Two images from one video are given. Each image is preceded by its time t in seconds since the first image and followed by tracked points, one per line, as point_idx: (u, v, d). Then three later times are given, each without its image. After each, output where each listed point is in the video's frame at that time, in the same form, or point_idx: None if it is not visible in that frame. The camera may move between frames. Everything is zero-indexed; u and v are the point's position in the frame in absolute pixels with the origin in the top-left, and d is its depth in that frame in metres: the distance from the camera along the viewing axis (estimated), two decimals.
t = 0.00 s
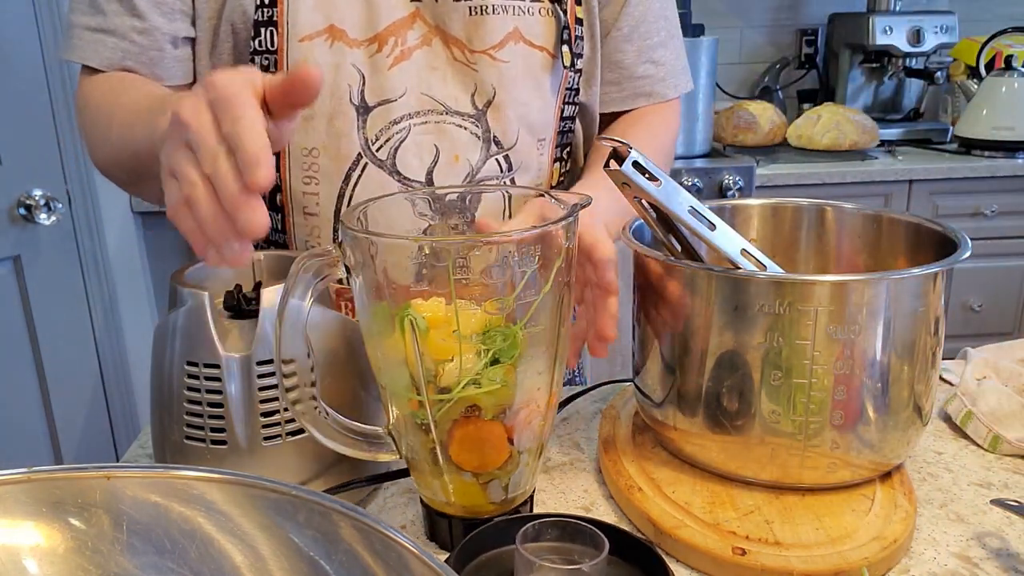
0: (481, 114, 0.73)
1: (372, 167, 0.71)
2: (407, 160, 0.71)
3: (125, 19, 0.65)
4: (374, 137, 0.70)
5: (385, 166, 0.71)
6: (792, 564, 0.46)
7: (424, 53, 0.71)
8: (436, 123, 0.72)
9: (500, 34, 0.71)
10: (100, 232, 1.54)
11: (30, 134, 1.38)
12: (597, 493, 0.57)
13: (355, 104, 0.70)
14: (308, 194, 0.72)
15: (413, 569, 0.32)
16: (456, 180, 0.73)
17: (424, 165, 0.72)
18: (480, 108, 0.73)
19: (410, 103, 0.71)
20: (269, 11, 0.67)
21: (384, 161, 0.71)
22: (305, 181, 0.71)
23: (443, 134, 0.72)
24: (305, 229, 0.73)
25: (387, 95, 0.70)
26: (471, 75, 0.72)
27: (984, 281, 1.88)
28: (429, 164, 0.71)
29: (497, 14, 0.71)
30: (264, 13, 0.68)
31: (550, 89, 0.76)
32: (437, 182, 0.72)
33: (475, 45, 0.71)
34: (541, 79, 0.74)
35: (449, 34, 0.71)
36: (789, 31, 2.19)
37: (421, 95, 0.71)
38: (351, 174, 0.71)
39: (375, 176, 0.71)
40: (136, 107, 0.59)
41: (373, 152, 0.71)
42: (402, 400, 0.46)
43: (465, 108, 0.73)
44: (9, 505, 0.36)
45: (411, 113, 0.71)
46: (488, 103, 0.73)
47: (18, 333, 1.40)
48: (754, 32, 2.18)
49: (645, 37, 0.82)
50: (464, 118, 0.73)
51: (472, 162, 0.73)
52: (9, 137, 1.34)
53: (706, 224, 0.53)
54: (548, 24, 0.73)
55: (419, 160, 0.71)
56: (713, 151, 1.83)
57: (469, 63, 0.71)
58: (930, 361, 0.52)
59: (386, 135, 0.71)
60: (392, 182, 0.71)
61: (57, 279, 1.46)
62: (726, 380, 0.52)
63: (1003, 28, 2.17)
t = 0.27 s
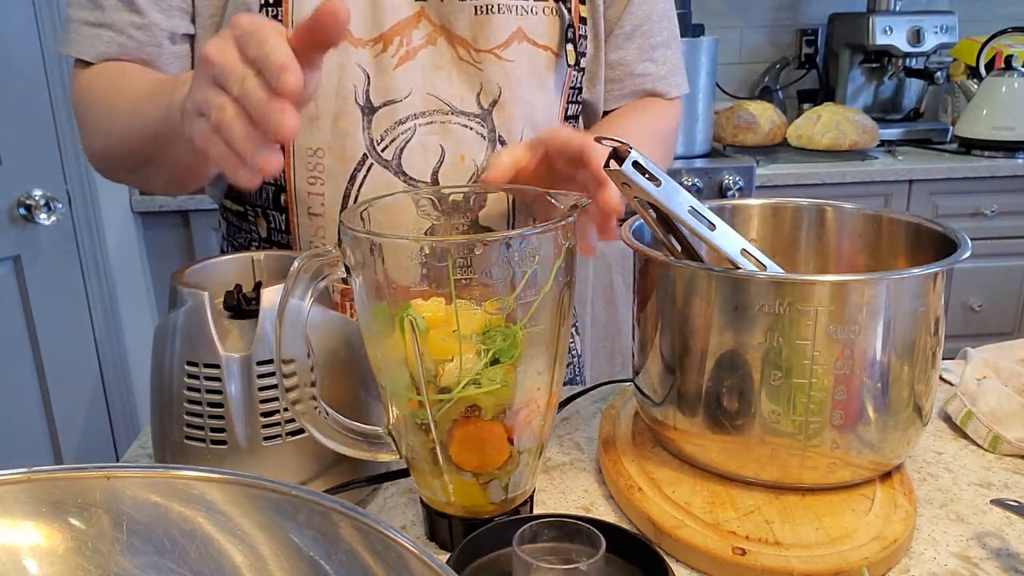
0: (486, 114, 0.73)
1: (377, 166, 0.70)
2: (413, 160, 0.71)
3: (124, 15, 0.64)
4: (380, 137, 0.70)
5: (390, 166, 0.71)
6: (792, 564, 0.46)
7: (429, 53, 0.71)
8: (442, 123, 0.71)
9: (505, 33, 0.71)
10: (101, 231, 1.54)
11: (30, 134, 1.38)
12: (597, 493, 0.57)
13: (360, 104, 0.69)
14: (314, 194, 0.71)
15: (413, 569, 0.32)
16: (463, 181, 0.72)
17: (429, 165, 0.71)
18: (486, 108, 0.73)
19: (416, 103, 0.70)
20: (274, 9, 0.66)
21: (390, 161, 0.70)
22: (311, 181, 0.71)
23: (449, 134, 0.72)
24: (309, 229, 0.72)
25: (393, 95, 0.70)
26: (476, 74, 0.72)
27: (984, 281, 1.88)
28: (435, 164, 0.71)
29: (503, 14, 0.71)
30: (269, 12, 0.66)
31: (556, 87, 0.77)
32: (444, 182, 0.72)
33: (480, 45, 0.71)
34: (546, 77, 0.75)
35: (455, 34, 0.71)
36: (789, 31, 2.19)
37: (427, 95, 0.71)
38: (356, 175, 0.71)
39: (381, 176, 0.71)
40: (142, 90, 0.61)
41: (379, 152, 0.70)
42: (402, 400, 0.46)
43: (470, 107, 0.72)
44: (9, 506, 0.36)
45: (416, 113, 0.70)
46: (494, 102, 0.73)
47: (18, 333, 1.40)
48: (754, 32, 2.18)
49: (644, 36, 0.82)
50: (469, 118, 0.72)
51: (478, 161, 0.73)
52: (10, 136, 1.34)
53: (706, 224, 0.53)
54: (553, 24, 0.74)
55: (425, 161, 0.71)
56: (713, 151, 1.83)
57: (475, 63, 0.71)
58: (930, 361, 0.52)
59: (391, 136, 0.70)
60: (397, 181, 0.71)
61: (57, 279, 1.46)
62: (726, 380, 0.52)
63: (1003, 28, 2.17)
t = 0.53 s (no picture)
0: (489, 113, 0.74)
1: (381, 166, 0.71)
2: (416, 160, 0.72)
3: (114, 14, 0.64)
4: (383, 137, 0.71)
5: (394, 167, 0.71)
6: (792, 564, 0.46)
7: (432, 52, 0.71)
8: (445, 122, 0.72)
9: (508, 32, 0.72)
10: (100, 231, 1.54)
11: (30, 134, 1.38)
12: (597, 493, 0.57)
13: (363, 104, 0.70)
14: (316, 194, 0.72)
15: (413, 569, 0.32)
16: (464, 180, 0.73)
17: (432, 166, 0.72)
18: (488, 107, 0.73)
19: (418, 103, 0.71)
20: (276, 9, 0.67)
21: (393, 162, 0.71)
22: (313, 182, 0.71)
23: (452, 134, 0.72)
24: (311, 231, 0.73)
25: (395, 95, 0.70)
26: (480, 74, 0.72)
27: (984, 281, 1.88)
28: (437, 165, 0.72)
29: (507, 13, 0.71)
30: (271, 11, 0.67)
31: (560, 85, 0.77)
32: (446, 181, 0.72)
33: (484, 44, 0.71)
34: (547, 76, 0.75)
35: (458, 33, 0.71)
36: (789, 31, 2.19)
37: (430, 95, 0.71)
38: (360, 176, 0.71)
39: (384, 177, 0.71)
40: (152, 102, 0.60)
41: (382, 153, 0.71)
42: (402, 400, 0.46)
43: (473, 107, 0.73)
44: (9, 505, 0.36)
45: (419, 113, 0.71)
46: (496, 102, 0.73)
47: (18, 333, 1.40)
48: (753, 32, 2.18)
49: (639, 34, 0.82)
50: (471, 118, 0.73)
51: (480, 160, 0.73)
52: (10, 136, 1.34)
53: (706, 224, 0.53)
54: (555, 23, 0.74)
55: (427, 161, 0.72)
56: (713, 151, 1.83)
57: (478, 62, 0.72)
58: (930, 361, 0.52)
59: (394, 136, 0.71)
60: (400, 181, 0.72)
61: (57, 279, 1.46)
62: (726, 380, 0.52)
63: (1003, 28, 2.17)
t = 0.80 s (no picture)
0: (500, 109, 0.73)
1: (397, 166, 0.71)
2: (431, 161, 0.72)
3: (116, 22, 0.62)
4: (396, 137, 0.70)
5: (408, 167, 0.71)
6: (792, 565, 0.46)
7: (441, 53, 0.69)
8: (457, 121, 0.72)
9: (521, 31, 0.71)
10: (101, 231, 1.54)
11: (30, 135, 1.38)
12: (597, 493, 0.57)
13: (377, 107, 0.69)
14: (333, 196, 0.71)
15: (413, 569, 0.32)
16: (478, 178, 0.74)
17: (447, 164, 0.72)
18: (499, 104, 0.73)
19: (431, 103, 0.70)
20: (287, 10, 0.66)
21: (407, 162, 0.71)
22: (331, 185, 0.70)
23: (466, 132, 0.72)
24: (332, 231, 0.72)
25: (407, 96, 0.69)
26: (489, 71, 0.71)
27: (984, 281, 1.88)
28: (452, 163, 0.72)
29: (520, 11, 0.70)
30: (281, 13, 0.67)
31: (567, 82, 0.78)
32: (461, 180, 0.73)
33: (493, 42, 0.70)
34: (553, 73, 0.75)
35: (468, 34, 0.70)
36: (789, 31, 2.19)
37: (442, 96, 0.70)
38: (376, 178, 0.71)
39: (400, 177, 0.71)
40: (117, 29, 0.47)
41: (396, 153, 0.71)
42: (402, 400, 0.46)
43: (484, 104, 0.72)
44: (9, 506, 0.36)
45: (432, 114, 0.71)
46: (506, 98, 0.73)
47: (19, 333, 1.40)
48: (754, 32, 2.18)
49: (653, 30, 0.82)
50: (483, 115, 0.73)
51: (492, 158, 0.74)
52: (10, 136, 1.34)
53: (706, 224, 0.53)
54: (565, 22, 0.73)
55: (441, 161, 0.72)
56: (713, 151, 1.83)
57: (487, 60, 0.71)
58: (929, 361, 0.52)
59: (408, 137, 0.70)
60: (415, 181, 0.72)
61: (57, 279, 1.46)
62: (726, 380, 0.52)
63: (1004, 28, 2.17)
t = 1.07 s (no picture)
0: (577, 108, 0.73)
1: (477, 159, 0.71)
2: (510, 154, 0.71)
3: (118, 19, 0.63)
4: (478, 131, 0.70)
5: (489, 160, 0.71)
6: (792, 565, 0.46)
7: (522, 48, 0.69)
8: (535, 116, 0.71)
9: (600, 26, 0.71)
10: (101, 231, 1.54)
11: (29, 135, 1.38)
12: (597, 493, 0.57)
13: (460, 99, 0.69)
14: (412, 186, 0.71)
15: (413, 569, 0.32)
16: (552, 173, 0.73)
17: (524, 158, 0.72)
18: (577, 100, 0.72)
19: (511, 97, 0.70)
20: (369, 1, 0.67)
21: (488, 156, 0.71)
22: (411, 174, 0.71)
23: (542, 128, 0.72)
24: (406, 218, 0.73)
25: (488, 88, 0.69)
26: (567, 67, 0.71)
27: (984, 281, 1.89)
28: (529, 159, 0.72)
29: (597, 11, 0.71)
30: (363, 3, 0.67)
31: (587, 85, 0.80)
32: (537, 175, 0.73)
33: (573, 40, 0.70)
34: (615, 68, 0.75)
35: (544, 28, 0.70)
36: (789, 31, 2.19)
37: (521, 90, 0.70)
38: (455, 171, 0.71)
39: (480, 170, 0.71)
40: None
41: (477, 146, 0.70)
42: (402, 400, 0.46)
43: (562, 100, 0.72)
44: (9, 506, 0.36)
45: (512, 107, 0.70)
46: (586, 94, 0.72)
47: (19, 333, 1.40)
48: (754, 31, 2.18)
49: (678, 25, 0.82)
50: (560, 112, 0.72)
51: (567, 154, 0.74)
52: (10, 136, 1.33)
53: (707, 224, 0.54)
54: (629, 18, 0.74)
55: (519, 155, 0.72)
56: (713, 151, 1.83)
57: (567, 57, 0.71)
58: (928, 361, 0.52)
59: (490, 131, 0.70)
60: (495, 174, 0.71)
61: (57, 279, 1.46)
62: (725, 380, 0.51)
63: (1004, 28, 2.17)
